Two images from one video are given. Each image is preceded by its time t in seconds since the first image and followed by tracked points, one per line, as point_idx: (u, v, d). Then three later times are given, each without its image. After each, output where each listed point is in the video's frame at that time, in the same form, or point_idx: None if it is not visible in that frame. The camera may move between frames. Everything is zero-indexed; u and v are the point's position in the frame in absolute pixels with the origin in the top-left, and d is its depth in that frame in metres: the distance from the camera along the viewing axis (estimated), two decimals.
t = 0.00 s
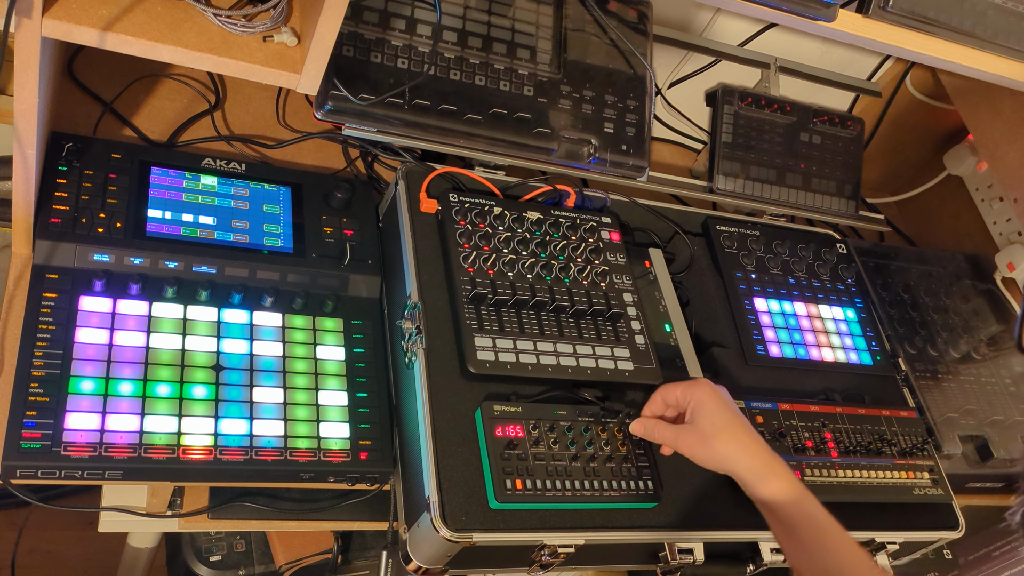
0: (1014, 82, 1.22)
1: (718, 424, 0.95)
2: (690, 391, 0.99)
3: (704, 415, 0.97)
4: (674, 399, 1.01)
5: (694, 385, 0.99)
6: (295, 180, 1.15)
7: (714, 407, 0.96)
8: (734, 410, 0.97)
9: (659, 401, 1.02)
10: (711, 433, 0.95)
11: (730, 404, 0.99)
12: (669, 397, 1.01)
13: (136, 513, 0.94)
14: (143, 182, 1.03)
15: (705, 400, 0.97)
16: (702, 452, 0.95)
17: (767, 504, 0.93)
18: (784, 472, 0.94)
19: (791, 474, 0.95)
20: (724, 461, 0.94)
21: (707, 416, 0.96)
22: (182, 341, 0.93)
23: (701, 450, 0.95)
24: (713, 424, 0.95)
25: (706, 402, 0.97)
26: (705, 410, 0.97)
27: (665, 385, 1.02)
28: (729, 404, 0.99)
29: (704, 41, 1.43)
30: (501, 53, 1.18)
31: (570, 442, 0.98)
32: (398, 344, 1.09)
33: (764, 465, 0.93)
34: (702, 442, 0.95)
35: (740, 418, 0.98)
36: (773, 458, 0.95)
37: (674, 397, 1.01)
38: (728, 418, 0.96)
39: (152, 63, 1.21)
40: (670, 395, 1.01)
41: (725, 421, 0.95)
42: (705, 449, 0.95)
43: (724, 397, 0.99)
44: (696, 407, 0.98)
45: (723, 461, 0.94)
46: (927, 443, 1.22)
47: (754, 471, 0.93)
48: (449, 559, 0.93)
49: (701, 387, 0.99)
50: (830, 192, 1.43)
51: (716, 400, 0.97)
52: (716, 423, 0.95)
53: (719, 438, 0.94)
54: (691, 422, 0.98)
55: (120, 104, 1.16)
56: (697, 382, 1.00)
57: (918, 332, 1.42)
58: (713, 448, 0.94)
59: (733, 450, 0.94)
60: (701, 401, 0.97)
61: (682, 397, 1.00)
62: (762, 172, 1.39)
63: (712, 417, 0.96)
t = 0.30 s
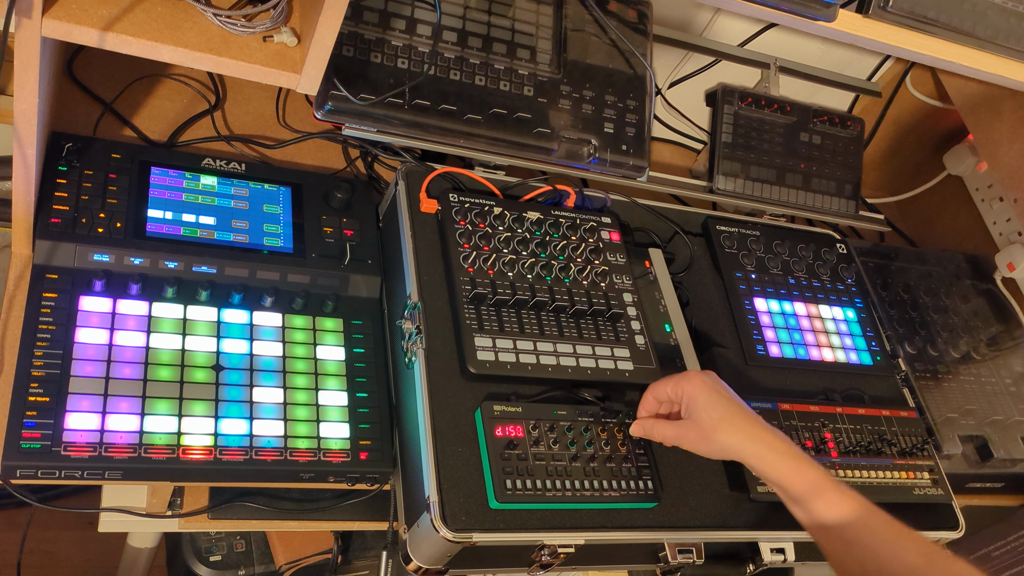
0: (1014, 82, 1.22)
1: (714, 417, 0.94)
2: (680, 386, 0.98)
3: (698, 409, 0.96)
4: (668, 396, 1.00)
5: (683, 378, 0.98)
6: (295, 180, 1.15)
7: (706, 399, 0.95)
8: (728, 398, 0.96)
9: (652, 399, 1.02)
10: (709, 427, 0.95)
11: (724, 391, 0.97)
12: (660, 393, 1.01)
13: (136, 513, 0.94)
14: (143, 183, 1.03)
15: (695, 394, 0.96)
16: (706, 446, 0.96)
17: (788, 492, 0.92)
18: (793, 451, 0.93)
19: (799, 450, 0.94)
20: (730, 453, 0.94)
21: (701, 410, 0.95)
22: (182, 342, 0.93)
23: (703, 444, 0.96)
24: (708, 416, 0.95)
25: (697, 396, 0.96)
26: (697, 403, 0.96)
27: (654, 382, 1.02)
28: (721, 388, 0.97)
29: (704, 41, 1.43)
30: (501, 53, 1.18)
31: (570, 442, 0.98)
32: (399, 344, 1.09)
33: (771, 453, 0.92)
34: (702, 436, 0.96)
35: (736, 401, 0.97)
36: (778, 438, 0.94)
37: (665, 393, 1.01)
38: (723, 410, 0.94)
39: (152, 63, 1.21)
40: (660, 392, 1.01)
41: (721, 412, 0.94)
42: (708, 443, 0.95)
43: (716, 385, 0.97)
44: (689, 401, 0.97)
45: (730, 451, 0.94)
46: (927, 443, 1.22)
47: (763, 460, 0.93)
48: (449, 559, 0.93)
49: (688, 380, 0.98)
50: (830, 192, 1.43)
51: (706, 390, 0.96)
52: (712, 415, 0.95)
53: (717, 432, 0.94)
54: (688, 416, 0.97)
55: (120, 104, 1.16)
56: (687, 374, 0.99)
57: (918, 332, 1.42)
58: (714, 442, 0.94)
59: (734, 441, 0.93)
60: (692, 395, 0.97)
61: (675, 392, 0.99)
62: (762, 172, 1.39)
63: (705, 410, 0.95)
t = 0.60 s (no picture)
0: (1014, 82, 1.22)
1: (717, 418, 0.95)
2: (674, 388, 0.97)
3: (697, 411, 0.96)
4: (662, 398, 0.99)
5: (678, 381, 0.97)
6: (295, 180, 1.15)
7: (705, 401, 0.95)
8: (724, 396, 0.97)
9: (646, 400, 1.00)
10: (711, 427, 0.96)
11: (718, 388, 0.97)
12: (654, 396, 0.99)
13: (136, 513, 0.94)
14: (143, 183, 1.03)
15: (693, 396, 0.96)
16: (709, 444, 0.97)
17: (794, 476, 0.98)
18: (793, 438, 0.97)
19: (796, 432, 0.99)
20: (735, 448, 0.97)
21: (701, 411, 0.96)
22: (182, 342, 0.93)
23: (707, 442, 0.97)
24: (709, 417, 0.95)
25: (694, 399, 0.96)
26: (696, 406, 0.96)
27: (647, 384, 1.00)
28: (715, 385, 0.97)
29: (704, 41, 1.43)
30: (500, 53, 1.18)
31: (570, 442, 0.98)
32: (398, 344, 1.09)
33: (774, 443, 0.96)
34: (705, 436, 0.97)
35: (732, 397, 0.97)
36: (777, 426, 0.98)
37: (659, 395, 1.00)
38: (724, 409, 0.96)
39: (152, 63, 1.21)
40: (655, 394, 0.99)
41: (721, 413, 0.95)
42: (711, 441, 0.97)
43: (710, 382, 0.97)
44: (687, 403, 0.97)
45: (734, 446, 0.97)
46: (927, 443, 1.22)
47: (768, 450, 0.97)
48: (449, 559, 0.93)
49: (682, 382, 0.97)
50: (830, 192, 1.43)
51: (703, 390, 0.96)
52: (712, 415, 0.95)
53: (721, 431, 0.95)
54: (688, 416, 0.97)
55: (120, 104, 1.16)
56: (680, 374, 0.98)
57: (918, 332, 1.42)
58: (718, 441, 0.96)
59: (737, 437, 0.96)
60: (689, 398, 0.96)
61: (669, 394, 0.98)
62: (762, 172, 1.39)
63: (706, 412, 0.95)
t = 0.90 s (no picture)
0: (1014, 82, 1.22)
1: (721, 422, 0.96)
2: (678, 393, 0.98)
3: (702, 415, 0.97)
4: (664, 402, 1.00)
5: (681, 386, 0.98)
6: (295, 180, 1.15)
7: (710, 405, 0.96)
8: (729, 402, 0.98)
9: (647, 405, 1.00)
10: (716, 431, 0.96)
11: (723, 394, 0.98)
12: (656, 400, 1.00)
13: (136, 514, 0.94)
14: (143, 183, 1.03)
15: (697, 401, 0.97)
16: (711, 448, 0.98)
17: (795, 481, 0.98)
18: (795, 442, 0.98)
19: (799, 439, 0.99)
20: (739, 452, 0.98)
21: (706, 415, 0.96)
22: (182, 342, 0.93)
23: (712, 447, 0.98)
24: (712, 422, 0.96)
25: (699, 403, 0.97)
26: (701, 410, 0.97)
27: (651, 388, 1.00)
28: (719, 391, 0.98)
29: (704, 41, 1.43)
30: (501, 53, 1.18)
31: (570, 442, 0.98)
32: (398, 344, 1.09)
33: (776, 450, 0.97)
34: (709, 440, 0.97)
35: (735, 402, 0.98)
36: (780, 432, 0.98)
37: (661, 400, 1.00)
38: (729, 414, 0.96)
39: (152, 63, 1.21)
40: (657, 399, 0.99)
41: (725, 418, 0.96)
42: (715, 445, 0.98)
43: (715, 388, 0.98)
44: (691, 408, 0.98)
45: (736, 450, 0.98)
46: (927, 443, 1.22)
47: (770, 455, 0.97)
48: (449, 559, 0.93)
49: (686, 387, 0.98)
50: (830, 192, 1.43)
51: (707, 396, 0.97)
52: (715, 420, 0.96)
53: (725, 435, 0.96)
54: (692, 420, 0.98)
55: (120, 104, 1.16)
56: (684, 379, 0.99)
57: (918, 332, 1.42)
58: (722, 445, 0.97)
59: (741, 441, 0.97)
60: (693, 403, 0.97)
61: (672, 399, 0.99)
62: (762, 172, 1.39)
63: (710, 416, 0.96)
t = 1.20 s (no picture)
0: (1014, 81, 1.22)
1: (724, 454, 0.97)
2: (691, 417, 1.00)
3: (708, 444, 0.98)
4: (674, 424, 1.01)
5: (696, 412, 1.00)
6: (295, 180, 1.15)
7: (718, 436, 0.98)
8: (737, 438, 0.99)
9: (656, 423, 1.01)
10: (717, 462, 0.96)
11: (734, 433, 0.99)
12: (668, 420, 1.01)
13: (136, 513, 0.94)
14: (143, 183, 1.03)
15: (707, 428, 0.98)
16: (709, 480, 0.97)
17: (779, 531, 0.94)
18: (772, 477, 0.96)
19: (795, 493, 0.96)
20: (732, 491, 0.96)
21: (710, 444, 0.97)
22: (182, 342, 0.93)
23: (707, 478, 0.97)
24: (717, 451, 0.97)
25: (708, 431, 0.98)
26: (708, 439, 0.98)
27: (664, 408, 1.02)
28: (731, 429, 1.00)
29: (704, 42, 1.43)
30: (501, 53, 1.18)
31: (570, 442, 0.98)
32: (398, 344, 1.09)
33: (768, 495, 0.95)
34: (707, 471, 0.97)
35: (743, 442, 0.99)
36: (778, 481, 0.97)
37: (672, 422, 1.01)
38: (734, 447, 0.97)
39: (152, 63, 1.21)
40: (670, 418, 1.01)
41: (729, 451, 0.97)
42: (711, 478, 0.97)
43: (727, 425, 1.00)
44: (698, 434, 0.99)
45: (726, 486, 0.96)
46: (927, 443, 1.22)
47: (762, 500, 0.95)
48: (449, 559, 0.93)
49: (701, 414, 1.00)
50: (830, 192, 1.43)
51: (720, 428, 0.99)
52: (721, 451, 0.97)
53: (725, 468, 0.96)
54: (695, 448, 0.99)
55: (120, 104, 1.16)
56: (700, 407, 1.01)
57: (918, 332, 1.42)
58: (719, 478, 0.96)
59: (736, 479, 0.96)
60: (703, 429, 0.98)
61: (683, 423, 1.00)
62: (762, 172, 1.39)
63: (715, 445, 0.97)
